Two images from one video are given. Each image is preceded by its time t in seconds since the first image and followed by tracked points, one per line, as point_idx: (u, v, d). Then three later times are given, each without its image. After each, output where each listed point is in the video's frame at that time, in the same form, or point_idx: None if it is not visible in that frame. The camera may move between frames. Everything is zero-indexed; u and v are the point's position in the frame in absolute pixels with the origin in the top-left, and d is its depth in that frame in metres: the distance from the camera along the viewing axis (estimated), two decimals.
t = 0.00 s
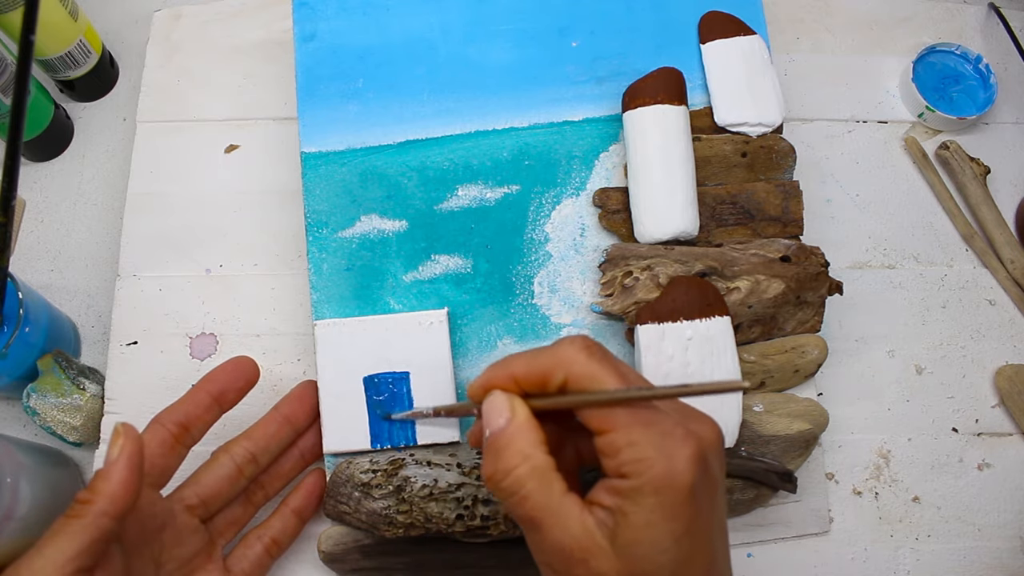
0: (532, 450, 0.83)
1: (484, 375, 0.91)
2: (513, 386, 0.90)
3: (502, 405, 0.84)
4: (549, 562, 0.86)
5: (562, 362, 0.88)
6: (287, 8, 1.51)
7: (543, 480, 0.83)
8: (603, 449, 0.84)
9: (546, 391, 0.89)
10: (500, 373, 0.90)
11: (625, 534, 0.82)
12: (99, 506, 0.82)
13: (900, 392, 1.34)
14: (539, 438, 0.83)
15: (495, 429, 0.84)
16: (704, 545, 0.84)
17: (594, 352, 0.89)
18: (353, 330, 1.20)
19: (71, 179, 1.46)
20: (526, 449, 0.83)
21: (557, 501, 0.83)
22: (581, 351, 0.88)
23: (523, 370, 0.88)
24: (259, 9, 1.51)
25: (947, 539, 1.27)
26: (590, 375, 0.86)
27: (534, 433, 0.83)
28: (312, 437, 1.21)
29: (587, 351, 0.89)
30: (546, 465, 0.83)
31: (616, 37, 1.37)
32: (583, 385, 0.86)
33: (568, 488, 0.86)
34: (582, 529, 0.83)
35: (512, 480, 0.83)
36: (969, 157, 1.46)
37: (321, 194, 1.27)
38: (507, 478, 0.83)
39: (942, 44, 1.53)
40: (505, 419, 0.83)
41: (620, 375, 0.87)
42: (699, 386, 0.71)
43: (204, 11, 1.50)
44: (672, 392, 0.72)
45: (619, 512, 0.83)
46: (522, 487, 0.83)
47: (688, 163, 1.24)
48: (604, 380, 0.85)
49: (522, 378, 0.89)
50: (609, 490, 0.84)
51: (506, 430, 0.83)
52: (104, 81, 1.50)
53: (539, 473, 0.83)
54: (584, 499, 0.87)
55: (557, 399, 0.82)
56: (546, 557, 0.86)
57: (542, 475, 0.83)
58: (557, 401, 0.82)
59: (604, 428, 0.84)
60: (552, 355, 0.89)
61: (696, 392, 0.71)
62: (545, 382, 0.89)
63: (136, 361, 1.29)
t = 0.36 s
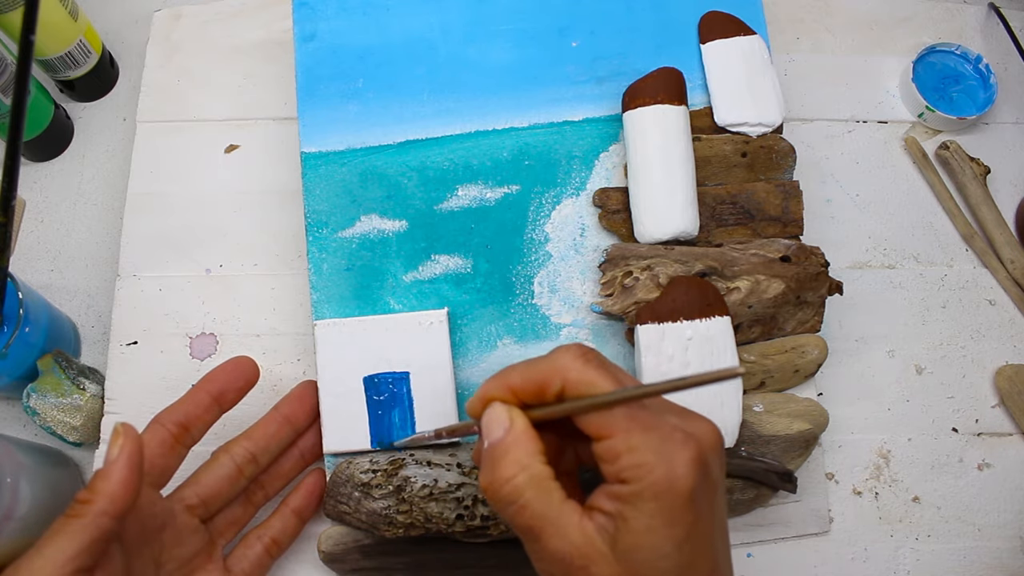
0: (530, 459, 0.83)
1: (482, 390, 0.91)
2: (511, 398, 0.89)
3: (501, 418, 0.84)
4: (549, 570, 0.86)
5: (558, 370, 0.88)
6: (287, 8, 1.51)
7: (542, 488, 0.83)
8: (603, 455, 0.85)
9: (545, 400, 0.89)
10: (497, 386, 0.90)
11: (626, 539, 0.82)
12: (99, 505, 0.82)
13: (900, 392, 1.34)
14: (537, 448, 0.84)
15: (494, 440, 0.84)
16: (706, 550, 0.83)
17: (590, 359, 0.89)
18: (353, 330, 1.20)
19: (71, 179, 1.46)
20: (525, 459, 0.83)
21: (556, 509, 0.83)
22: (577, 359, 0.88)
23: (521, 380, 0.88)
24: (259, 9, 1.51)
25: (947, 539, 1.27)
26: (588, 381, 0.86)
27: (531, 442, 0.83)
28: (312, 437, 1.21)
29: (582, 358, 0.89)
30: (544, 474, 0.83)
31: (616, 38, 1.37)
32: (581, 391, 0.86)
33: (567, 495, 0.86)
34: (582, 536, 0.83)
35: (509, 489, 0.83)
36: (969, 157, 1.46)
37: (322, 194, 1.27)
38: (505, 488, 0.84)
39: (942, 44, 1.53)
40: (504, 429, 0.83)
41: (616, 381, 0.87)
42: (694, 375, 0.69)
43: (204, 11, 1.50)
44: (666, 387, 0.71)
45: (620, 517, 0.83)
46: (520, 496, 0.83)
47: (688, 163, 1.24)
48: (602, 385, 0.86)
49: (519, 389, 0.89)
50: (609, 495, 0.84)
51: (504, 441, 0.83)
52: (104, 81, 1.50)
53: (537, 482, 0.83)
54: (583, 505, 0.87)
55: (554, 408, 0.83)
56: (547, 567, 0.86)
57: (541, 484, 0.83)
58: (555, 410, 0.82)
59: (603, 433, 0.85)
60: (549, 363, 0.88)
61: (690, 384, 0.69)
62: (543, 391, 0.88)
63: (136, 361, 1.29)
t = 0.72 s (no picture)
0: (544, 458, 0.82)
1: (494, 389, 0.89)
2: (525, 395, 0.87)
3: (517, 414, 0.83)
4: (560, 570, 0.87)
5: (574, 369, 0.87)
6: (287, 8, 1.51)
7: (554, 487, 0.83)
8: (616, 455, 0.85)
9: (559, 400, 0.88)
10: (512, 386, 0.88)
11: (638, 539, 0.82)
12: (99, 505, 0.82)
13: (900, 392, 1.34)
14: (552, 446, 0.83)
15: (508, 438, 0.83)
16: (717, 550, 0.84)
17: (604, 359, 0.89)
18: (353, 330, 1.20)
19: (71, 179, 1.46)
20: (539, 457, 0.82)
21: (568, 507, 0.83)
22: (592, 358, 0.88)
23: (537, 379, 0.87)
24: (259, 9, 1.51)
25: (947, 539, 1.27)
26: (604, 381, 0.86)
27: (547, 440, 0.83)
28: (312, 437, 1.21)
29: (597, 357, 0.89)
30: (557, 473, 0.83)
31: (616, 38, 1.37)
32: (597, 390, 0.86)
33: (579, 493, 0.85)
34: (593, 536, 0.83)
35: (521, 487, 0.83)
36: (969, 157, 1.46)
37: (322, 195, 1.27)
38: (518, 486, 0.83)
39: (942, 44, 1.52)
40: (519, 427, 0.82)
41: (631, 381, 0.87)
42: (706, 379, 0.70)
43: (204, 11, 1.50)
44: (681, 387, 0.71)
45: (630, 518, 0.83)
46: (533, 494, 0.83)
47: (688, 164, 1.23)
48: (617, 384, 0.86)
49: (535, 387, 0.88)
50: (621, 495, 0.84)
51: (520, 439, 0.82)
52: (104, 81, 1.50)
53: (549, 480, 0.83)
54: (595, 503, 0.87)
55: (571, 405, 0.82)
56: (558, 567, 0.86)
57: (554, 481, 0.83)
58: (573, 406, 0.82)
59: (617, 433, 0.84)
60: (564, 362, 0.88)
61: (705, 385, 0.70)
62: (557, 390, 0.88)
63: (136, 361, 1.29)
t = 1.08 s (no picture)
0: (549, 448, 0.82)
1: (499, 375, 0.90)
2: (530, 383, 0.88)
3: (521, 402, 0.83)
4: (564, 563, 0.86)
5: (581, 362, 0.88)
6: (288, 8, 1.51)
7: (560, 479, 0.82)
8: (620, 450, 0.85)
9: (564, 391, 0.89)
10: (515, 372, 0.89)
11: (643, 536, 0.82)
12: (99, 505, 0.82)
13: (900, 392, 1.34)
14: (556, 436, 0.83)
15: (511, 426, 0.83)
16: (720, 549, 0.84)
17: (612, 352, 0.89)
18: (353, 330, 1.20)
19: (71, 179, 1.46)
20: (543, 448, 0.82)
21: (571, 500, 0.83)
22: (600, 350, 0.88)
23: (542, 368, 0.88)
24: (259, 9, 1.51)
25: (947, 539, 1.27)
26: (611, 375, 0.86)
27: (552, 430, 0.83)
28: (312, 437, 1.21)
29: (605, 350, 0.88)
30: (563, 465, 0.83)
31: (616, 38, 1.37)
32: (603, 384, 0.86)
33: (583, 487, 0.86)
34: (597, 528, 0.83)
35: (528, 478, 0.83)
36: (969, 157, 1.46)
37: (322, 194, 1.27)
38: (524, 477, 0.83)
39: (942, 44, 1.52)
40: (524, 414, 0.82)
41: (638, 377, 0.87)
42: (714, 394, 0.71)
43: (204, 11, 1.50)
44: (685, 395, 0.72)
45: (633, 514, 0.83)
46: (539, 485, 0.83)
47: (688, 164, 1.24)
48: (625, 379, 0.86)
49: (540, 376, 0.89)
50: (625, 490, 0.85)
51: (524, 427, 0.82)
52: (104, 81, 1.50)
53: (557, 472, 0.82)
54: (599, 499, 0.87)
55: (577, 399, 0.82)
56: (561, 557, 0.86)
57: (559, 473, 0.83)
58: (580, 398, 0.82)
59: (621, 429, 0.84)
60: (570, 354, 0.89)
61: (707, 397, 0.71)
62: (562, 380, 0.89)
63: (136, 361, 1.29)
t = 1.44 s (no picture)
0: (544, 449, 0.83)
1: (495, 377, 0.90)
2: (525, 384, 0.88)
3: (517, 404, 0.83)
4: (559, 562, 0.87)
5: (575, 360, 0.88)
6: (288, 8, 1.51)
7: (555, 478, 0.83)
8: (614, 448, 0.84)
9: (559, 390, 0.89)
10: (512, 374, 0.89)
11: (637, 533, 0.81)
12: (99, 504, 0.82)
13: (900, 392, 1.34)
14: (551, 437, 0.84)
15: (508, 428, 0.83)
16: (715, 547, 0.83)
17: (605, 351, 0.88)
18: (353, 330, 1.20)
19: (71, 179, 1.46)
20: (539, 449, 0.83)
21: (568, 501, 0.84)
22: (593, 350, 0.88)
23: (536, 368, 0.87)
24: (259, 9, 1.51)
25: (947, 539, 1.27)
26: (605, 374, 0.86)
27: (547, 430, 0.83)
28: (312, 437, 1.21)
29: (597, 347, 0.88)
30: (557, 464, 0.84)
31: (616, 38, 1.37)
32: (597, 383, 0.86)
33: (578, 487, 0.86)
34: (593, 529, 0.83)
35: (523, 478, 0.84)
36: (969, 157, 1.46)
37: (321, 195, 1.27)
38: (520, 477, 0.84)
39: (942, 44, 1.53)
40: (518, 416, 0.83)
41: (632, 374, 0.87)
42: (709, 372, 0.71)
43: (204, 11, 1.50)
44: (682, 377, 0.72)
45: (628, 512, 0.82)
46: (533, 485, 0.84)
47: (688, 164, 1.23)
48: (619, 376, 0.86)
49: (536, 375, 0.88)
50: (618, 488, 0.84)
51: (519, 429, 0.83)
52: (104, 81, 1.50)
53: (551, 472, 0.83)
54: (595, 497, 0.87)
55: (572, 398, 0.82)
56: (557, 558, 0.87)
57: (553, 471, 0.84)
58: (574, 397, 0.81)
59: (615, 426, 0.84)
60: (564, 353, 0.88)
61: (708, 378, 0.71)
62: (557, 380, 0.88)
63: (136, 361, 1.29)
